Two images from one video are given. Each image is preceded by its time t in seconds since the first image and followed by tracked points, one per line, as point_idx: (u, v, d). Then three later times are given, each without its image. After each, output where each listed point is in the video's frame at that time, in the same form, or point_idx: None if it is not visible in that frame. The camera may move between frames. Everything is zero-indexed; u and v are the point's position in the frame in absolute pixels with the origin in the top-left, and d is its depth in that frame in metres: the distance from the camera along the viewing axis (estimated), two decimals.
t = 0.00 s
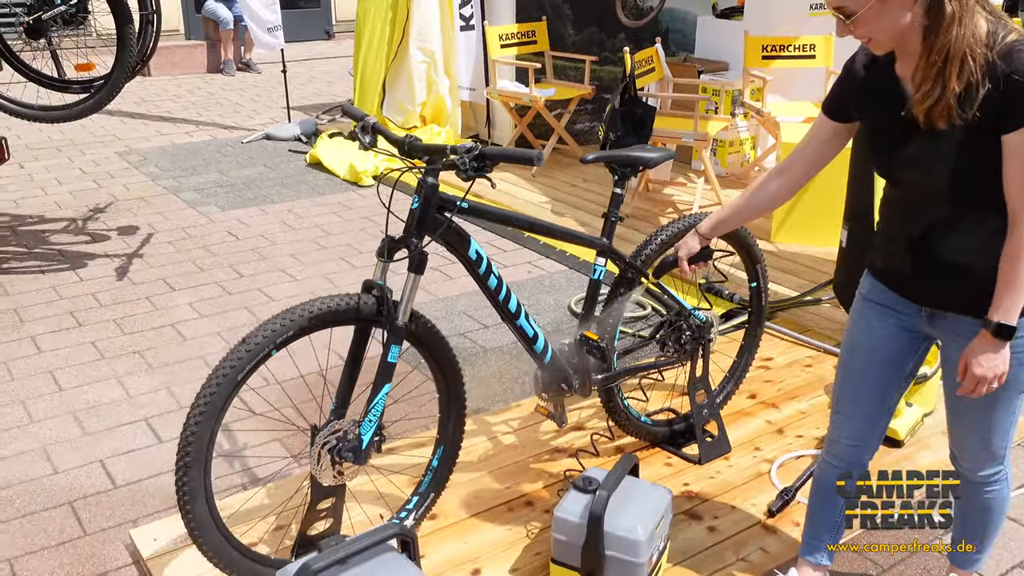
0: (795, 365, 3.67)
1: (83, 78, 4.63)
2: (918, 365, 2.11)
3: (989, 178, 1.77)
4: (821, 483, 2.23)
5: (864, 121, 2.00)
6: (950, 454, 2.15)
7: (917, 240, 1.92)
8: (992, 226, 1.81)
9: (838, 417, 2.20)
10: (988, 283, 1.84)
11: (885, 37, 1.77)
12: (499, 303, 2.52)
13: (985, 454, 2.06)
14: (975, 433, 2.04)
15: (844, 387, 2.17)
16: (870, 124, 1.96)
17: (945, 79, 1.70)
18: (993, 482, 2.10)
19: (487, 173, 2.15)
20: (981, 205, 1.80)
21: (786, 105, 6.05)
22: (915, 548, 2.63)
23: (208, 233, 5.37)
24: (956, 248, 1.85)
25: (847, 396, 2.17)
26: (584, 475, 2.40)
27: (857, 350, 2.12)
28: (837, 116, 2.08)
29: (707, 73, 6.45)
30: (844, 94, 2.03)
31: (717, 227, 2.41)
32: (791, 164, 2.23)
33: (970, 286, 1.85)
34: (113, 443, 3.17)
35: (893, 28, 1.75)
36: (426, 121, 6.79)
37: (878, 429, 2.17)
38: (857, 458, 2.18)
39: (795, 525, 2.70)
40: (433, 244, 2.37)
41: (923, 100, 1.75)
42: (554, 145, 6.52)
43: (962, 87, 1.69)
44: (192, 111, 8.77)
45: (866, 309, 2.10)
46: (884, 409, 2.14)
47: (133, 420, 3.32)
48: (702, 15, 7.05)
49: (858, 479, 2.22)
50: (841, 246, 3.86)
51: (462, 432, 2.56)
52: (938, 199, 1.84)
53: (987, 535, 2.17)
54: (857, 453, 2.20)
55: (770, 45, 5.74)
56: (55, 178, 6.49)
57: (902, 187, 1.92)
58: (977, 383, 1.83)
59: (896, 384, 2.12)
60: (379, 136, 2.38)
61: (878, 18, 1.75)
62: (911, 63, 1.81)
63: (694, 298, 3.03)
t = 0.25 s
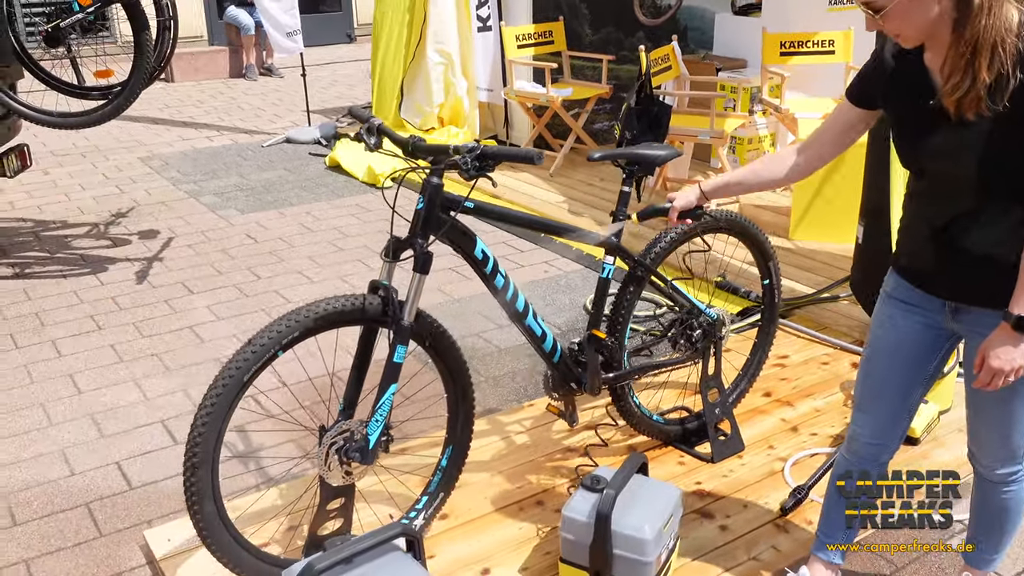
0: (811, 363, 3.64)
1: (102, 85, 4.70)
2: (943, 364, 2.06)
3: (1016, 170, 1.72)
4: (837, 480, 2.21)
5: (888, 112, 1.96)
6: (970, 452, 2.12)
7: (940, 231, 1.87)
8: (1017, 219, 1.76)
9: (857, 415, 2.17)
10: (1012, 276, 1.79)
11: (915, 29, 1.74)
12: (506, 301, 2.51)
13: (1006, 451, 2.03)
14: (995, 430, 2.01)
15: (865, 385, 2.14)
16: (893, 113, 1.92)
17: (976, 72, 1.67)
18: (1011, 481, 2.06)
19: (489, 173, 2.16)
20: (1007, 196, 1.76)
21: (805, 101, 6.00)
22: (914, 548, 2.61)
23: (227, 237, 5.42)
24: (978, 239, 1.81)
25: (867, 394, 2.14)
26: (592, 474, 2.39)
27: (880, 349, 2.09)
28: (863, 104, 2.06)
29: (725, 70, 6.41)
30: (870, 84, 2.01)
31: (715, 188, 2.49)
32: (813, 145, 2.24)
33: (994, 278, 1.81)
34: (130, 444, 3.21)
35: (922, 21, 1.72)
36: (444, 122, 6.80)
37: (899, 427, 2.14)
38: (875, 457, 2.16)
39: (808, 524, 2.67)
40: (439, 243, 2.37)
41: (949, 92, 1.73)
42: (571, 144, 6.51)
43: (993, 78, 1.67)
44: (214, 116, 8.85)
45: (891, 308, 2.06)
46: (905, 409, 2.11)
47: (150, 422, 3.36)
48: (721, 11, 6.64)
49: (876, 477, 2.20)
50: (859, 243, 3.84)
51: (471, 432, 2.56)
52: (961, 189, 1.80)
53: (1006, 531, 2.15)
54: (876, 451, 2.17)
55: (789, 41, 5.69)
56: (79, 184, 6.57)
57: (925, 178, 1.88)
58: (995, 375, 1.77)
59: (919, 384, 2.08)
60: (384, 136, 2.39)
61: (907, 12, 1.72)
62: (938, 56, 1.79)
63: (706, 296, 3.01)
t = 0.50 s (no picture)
0: (802, 358, 3.64)
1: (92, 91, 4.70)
2: (942, 359, 2.06)
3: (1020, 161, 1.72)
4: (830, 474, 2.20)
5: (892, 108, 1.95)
6: (963, 448, 2.13)
7: (943, 223, 1.87)
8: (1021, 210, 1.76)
9: (853, 409, 2.16)
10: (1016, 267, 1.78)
11: (915, 21, 1.72)
12: (493, 301, 2.51)
13: (997, 448, 2.03)
14: (988, 425, 2.01)
15: (862, 378, 2.13)
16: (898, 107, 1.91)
17: (980, 65, 1.67)
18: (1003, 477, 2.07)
19: (472, 172, 2.16)
20: (1011, 188, 1.75)
21: (795, 95, 6.00)
22: (914, 548, 2.58)
23: (220, 241, 5.42)
24: (984, 231, 1.80)
25: (864, 388, 2.13)
26: (583, 472, 2.39)
27: (879, 342, 2.08)
28: (866, 101, 2.02)
29: (715, 67, 6.42)
30: (872, 79, 1.98)
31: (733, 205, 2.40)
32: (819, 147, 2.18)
33: (997, 268, 1.80)
34: (122, 450, 3.21)
35: (924, 13, 1.71)
36: (436, 123, 6.81)
37: (894, 421, 2.13)
38: (869, 452, 2.15)
39: (799, 518, 2.68)
40: (424, 243, 2.37)
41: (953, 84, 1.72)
42: (563, 143, 6.51)
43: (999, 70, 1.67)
44: (207, 121, 8.86)
45: (893, 302, 2.05)
46: (902, 403, 2.10)
47: (142, 427, 3.36)
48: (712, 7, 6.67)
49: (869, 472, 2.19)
50: (848, 237, 3.88)
51: (460, 432, 2.56)
52: (967, 181, 1.79)
53: (995, 527, 2.16)
54: (869, 446, 2.16)
55: (779, 37, 5.69)
56: (71, 190, 6.57)
57: (929, 171, 1.87)
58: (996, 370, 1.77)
59: (917, 379, 2.08)
60: (367, 138, 2.39)
61: (908, 4, 1.70)
62: (940, 45, 1.78)
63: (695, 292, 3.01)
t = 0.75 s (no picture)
0: (804, 353, 3.64)
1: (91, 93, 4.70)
2: (963, 351, 2.07)
3: None
4: (842, 459, 2.21)
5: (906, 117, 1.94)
6: (976, 444, 2.12)
7: (972, 219, 1.86)
8: None
9: (869, 395, 2.16)
10: None
11: (911, 32, 1.74)
12: (492, 299, 2.50)
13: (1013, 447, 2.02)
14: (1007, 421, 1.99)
15: (881, 365, 2.14)
16: (911, 118, 1.91)
17: (981, 71, 1.66)
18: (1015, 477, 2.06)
19: (468, 171, 2.16)
20: None
21: (795, 91, 5.99)
22: (914, 547, 2.57)
23: (220, 241, 5.43)
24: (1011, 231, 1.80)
25: (882, 375, 2.13)
26: (583, 470, 2.39)
27: (901, 329, 2.08)
28: (880, 114, 2.02)
29: (715, 63, 6.41)
30: (882, 94, 1.98)
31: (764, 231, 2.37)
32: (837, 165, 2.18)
33: None
34: (123, 451, 3.21)
35: (919, 24, 1.73)
36: (436, 121, 6.80)
37: (910, 411, 2.14)
38: (882, 439, 2.16)
39: (800, 514, 2.67)
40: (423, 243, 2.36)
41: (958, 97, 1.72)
42: (564, 141, 6.50)
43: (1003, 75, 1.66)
44: (208, 121, 8.86)
45: (922, 291, 2.05)
46: (920, 393, 2.11)
47: (143, 428, 3.36)
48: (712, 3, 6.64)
49: (880, 458, 2.20)
50: (849, 233, 3.88)
51: (460, 430, 2.56)
52: (988, 184, 1.78)
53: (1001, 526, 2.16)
54: (881, 433, 2.17)
55: (779, 32, 5.66)
56: (73, 192, 6.57)
57: (949, 174, 1.87)
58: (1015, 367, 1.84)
59: (937, 371, 2.08)
60: (364, 137, 2.38)
61: (901, 16, 1.73)
62: (945, 58, 1.77)
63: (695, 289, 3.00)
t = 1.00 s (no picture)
0: (798, 349, 3.64)
1: (84, 90, 4.69)
2: (975, 342, 2.11)
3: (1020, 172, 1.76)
4: (858, 450, 2.29)
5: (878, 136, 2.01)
6: (983, 432, 2.13)
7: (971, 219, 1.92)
8: None
9: (881, 387, 2.23)
10: None
11: (856, 68, 1.81)
12: (486, 296, 2.50)
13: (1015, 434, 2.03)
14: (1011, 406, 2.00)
15: (894, 359, 2.20)
16: (883, 137, 1.96)
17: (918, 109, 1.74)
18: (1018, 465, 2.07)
19: (460, 167, 2.15)
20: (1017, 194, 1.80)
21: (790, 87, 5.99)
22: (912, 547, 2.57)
23: (215, 239, 5.42)
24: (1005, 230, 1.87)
25: (894, 368, 2.19)
26: (576, 466, 2.39)
27: (911, 323, 2.15)
28: (854, 136, 2.09)
29: (710, 59, 6.41)
30: (855, 116, 2.04)
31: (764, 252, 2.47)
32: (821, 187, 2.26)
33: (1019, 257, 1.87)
34: (117, 449, 3.21)
35: (866, 62, 1.79)
36: (431, 118, 6.80)
37: (922, 403, 2.19)
38: (894, 430, 2.22)
39: (794, 509, 2.68)
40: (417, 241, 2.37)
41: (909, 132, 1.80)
42: (558, 137, 6.49)
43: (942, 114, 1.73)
44: (203, 118, 8.85)
45: (929, 283, 2.10)
46: (932, 384, 2.16)
47: (137, 426, 3.36)
48: None
49: (894, 449, 2.27)
50: (843, 229, 3.89)
51: (454, 426, 2.56)
52: (973, 195, 1.86)
53: (1001, 515, 2.17)
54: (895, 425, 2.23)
55: (773, 28, 5.70)
56: (67, 190, 6.56)
57: (936, 184, 1.93)
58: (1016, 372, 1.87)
59: (948, 362, 2.13)
60: (358, 133, 2.38)
61: (846, 56, 1.79)
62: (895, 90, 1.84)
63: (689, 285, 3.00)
